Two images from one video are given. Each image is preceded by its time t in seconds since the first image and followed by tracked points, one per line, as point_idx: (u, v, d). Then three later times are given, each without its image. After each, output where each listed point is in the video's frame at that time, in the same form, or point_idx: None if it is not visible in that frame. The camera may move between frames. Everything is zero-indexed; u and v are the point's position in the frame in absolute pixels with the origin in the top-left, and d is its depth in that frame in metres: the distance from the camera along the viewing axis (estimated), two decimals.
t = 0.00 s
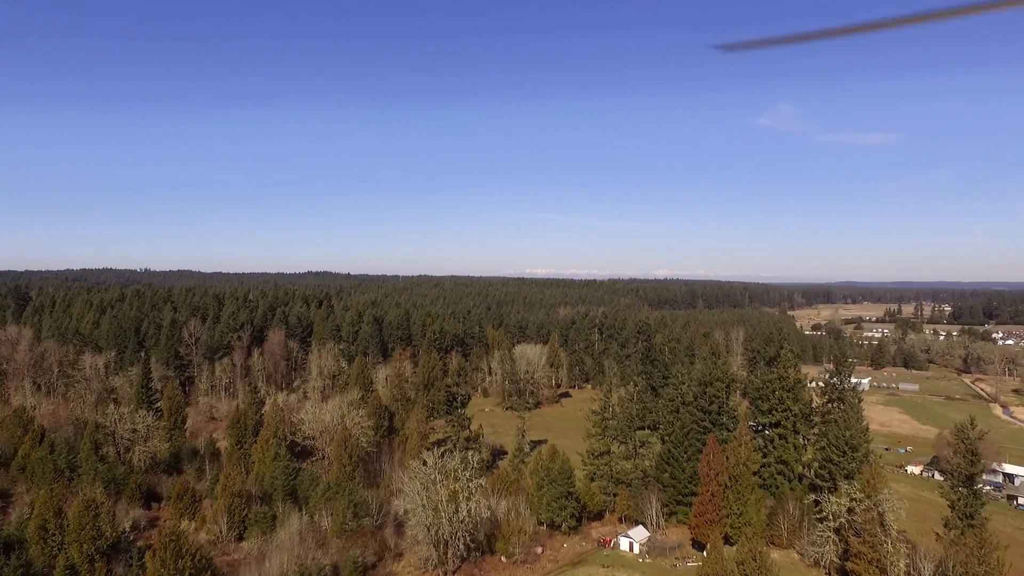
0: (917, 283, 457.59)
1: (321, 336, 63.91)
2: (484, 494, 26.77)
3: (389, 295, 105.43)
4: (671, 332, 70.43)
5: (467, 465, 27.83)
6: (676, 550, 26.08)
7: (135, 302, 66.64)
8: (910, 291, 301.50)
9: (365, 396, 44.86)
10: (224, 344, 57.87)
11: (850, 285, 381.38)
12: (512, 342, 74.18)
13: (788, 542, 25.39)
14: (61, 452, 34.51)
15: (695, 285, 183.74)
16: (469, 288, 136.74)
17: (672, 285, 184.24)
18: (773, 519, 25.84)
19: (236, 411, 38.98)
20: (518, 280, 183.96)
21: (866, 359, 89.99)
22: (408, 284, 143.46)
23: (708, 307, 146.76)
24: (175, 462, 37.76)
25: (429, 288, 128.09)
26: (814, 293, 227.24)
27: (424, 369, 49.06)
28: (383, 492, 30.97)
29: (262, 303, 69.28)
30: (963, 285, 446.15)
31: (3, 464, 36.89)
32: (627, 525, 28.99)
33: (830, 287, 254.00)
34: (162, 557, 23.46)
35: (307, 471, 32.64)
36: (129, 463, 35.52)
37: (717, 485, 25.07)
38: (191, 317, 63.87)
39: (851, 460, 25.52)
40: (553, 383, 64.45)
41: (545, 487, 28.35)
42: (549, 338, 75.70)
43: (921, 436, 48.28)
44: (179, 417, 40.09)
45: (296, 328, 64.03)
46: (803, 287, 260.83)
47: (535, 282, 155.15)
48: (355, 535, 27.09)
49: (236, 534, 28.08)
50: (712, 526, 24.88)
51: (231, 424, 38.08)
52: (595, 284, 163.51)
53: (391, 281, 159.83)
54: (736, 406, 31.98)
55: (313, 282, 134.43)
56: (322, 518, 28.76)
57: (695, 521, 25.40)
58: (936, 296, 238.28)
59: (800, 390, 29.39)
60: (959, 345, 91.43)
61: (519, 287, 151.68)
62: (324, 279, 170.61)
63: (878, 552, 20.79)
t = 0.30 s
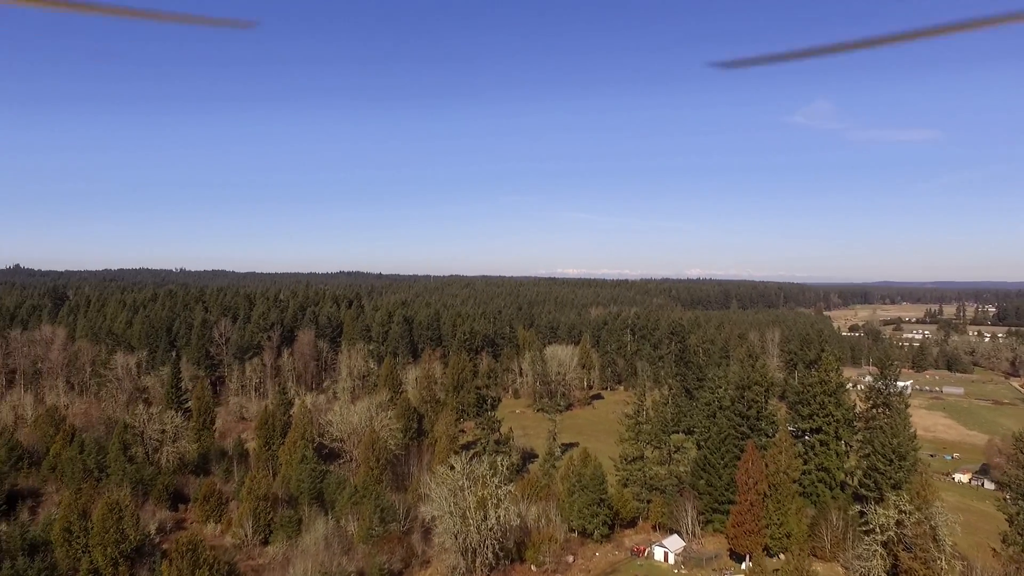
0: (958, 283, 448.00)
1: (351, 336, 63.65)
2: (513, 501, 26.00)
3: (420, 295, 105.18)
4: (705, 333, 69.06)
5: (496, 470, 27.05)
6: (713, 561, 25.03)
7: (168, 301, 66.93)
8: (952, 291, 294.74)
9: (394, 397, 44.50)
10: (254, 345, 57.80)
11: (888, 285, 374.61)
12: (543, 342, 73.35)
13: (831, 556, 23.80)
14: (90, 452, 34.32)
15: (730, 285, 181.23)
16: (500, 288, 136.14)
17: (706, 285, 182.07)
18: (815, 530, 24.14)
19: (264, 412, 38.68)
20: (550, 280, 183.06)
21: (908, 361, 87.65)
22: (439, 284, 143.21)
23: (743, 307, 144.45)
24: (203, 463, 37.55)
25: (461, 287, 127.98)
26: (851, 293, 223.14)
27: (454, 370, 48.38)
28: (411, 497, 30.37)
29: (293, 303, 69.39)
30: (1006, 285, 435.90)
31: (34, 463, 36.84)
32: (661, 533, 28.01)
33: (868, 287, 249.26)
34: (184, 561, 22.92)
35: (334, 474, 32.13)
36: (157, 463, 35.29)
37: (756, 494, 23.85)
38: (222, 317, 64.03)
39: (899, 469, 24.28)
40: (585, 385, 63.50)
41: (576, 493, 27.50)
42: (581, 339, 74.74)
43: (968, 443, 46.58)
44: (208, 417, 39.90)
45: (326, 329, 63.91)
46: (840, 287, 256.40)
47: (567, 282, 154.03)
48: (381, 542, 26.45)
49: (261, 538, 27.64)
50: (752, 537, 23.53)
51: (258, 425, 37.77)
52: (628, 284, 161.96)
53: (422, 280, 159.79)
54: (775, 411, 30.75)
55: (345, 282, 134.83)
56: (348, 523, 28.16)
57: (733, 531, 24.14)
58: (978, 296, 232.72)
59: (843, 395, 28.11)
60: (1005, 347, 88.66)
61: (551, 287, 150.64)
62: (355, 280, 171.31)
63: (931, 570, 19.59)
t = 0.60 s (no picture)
0: (1011, 283, 435.04)
1: (389, 336, 63.51)
2: (550, 507, 25.18)
3: (459, 295, 104.92)
4: (749, 334, 67.50)
5: (533, 475, 26.26)
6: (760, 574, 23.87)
7: (208, 301, 67.42)
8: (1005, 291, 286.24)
9: (431, 398, 44.06)
10: (292, 344, 57.89)
11: (938, 284, 365.55)
12: (583, 343, 72.46)
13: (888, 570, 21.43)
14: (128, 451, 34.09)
15: (773, 285, 178.15)
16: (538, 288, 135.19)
17: (748, 285, 179.04)
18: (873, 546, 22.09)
19: (300, 413, 38.46)
20: (590, 280, 181.75)
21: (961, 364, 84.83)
22: (478, 284, 142.76)
23: (786, 307, 141.67)
24: (240, 463, 37.36)
25: (500, 287, 127.50)
26: (899, 293, 217.85)
27: (492, 372, 47.72)
28: (447, 501, 29.76)
29: (331, 303, 69.50)
30: None
31: (75, 462, 36.92)
32: (705, 543, 26.95)
33: (916, 287, 243.20)
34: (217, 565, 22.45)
35: (369, 476, 31.67)
36: (194, 463, 35.15)
37: (808, 504, 22.38)
38: (261, 317, 64.26)
39: (960, 480, 22.89)
40: (625, 387, 62.44)
41: (616, 500, 26.59)
42: (621, 339, 73.67)
43: None
44: (245, 417, 39.77)
45: (364, 329, 63.87)
46: (887, 287, 250.79)
47: (607, 282, 152.68)
48: (416, 547, 25.79)
49: (295, 542, 27.21)
50: (802, 550, 22.16)
51: (295, 426, 37.59)
52: (668, 284, 160.07)
53: (461, 280, 159.89)
54: (825, 416, 29.43)
55: (384, 282, 135.21)
56: (382, 528, 27.63)
57: (781, 544, 22.77)
58: None
59: (898, 400, 26.71)
60: None
61: (590, 287, 149.36)
62: (394, 280, 172.11)
63: None
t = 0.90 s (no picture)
0: None
1: (431, 336, 63.27)
2: (592, 514, 24.28)
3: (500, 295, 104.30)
4: (798, 335, 65.64)
5: (573, 481, 25.41)
6: None
7: (251, 301, 67.80)
8: None
9: (471, 400, 43.44)
10: (334, 344, 57.86)
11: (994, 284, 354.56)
12: (626, 344, 71.29)
13: None
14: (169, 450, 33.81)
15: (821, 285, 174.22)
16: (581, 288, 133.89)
17: (796, 285, 175.43)
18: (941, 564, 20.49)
19: (340, 414, 38.15)
20: (634, 280, 179.78)
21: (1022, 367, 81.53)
22: (519, 284, 141.93)
23: (835, 308, 138.21)
24: (279, 464, 37.13)
25: (542, 287, 126.61)
26: (954, 293, 211.44)
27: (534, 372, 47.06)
28: (487, 507, 29.04)
29: (373, 303, 69.43)
30: None
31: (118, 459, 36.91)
32: (755, 554, 25.71)
33: (971, 288, 236.00)
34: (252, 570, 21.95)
35: (408, 479, 31.13)
36: (233, 463, 34.96)
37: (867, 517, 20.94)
38: (303, 317, 64.39)
39: None
40: (669, 389, 61.15)
41: (661, 508, 25.61)
42: (666, 340, 72.30)
43: None
44: (285, 417, 39.56)
45: (405, 329, 63.65)
46: (940, 287, 243.84)
47: (650, 282, 150.65)
48: (454, 553, 25.11)
49: (331, 545, 26.78)
50: (860, 566, 20.83)
51: (334, 426, 37.32)
52: (713, 283, 157.46)
53: (502, 280, 159.47)
54: (882, 422, 27.99)
55: (427, 282, 135.40)
56: (420, 533, 27.05)
57: (838, 558, 21.50)
58: None
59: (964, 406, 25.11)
60: None
61: (633, 287, 147.56)
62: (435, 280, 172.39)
63: None
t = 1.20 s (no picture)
0: None
1: (475, 336, 62.72)
2: (639, 523, 23.25)
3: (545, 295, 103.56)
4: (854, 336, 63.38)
5: (620, 488, 24.40)
6: None
7: (297, 301, 68.06)
8: None
9: (515, 402, 42.63)
10: (378, 344, 57.65)
11: None
12: (674, 346, 69.81)
13: None
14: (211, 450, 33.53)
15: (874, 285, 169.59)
16: (626, 288, 132.44)
17: (848, 285, 171.17)
18: None
19: (381, 415, 37.62)
20: (681, 280, 177.23)
21: None
22: (563, 284, 140.93)
23: (891, 309, 134.11)
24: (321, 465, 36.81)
25: (588, 287, 125.62)
26: (1015, 293, 204.04)
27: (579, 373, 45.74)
28: (529, 514, 28.14)
29: (417, 303, 69.17)
30: None
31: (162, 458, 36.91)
32: (812, 569, 24.21)
33: None
34: None
35: (449, 484, 30.41)
36: (274, 465, 34.63)
37: (937, 536, 19.43)
38: (348, 317, 64.35)
39: None
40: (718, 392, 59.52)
41: (713, 518, 24.35)
42: (715, 341, 70.57)
43: None
44: (326, 419, 39.18)
45: (449, 329, 63.23)
46: (1000, 288, 235.75)
47: (697, 283, 148.36)
48: (494, 561, 24.25)
49: (370, 552, 26.15)
50: None
51: (375, 427, 36.79)
52: (762, 284, 154.38)
53: (547, 280, 158.90)
54: (952, 432, 26.20)
55: (471, 282, 135.61)
56: (460, 540, 26.29)
57: None
58: None
59: None
60: None
61: (679, 287, 145.45)
62: (480, 280, 172.65)
63: None
